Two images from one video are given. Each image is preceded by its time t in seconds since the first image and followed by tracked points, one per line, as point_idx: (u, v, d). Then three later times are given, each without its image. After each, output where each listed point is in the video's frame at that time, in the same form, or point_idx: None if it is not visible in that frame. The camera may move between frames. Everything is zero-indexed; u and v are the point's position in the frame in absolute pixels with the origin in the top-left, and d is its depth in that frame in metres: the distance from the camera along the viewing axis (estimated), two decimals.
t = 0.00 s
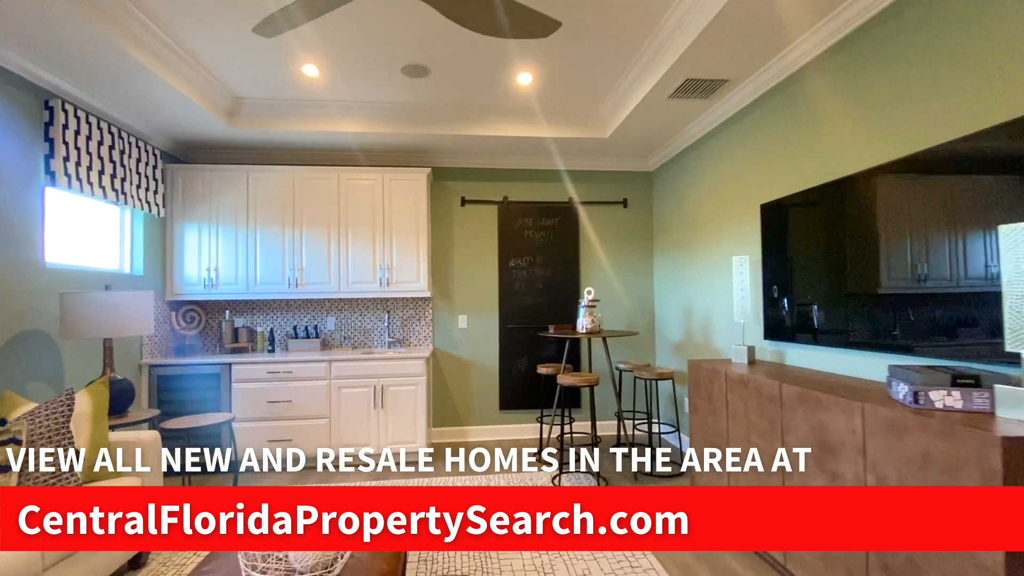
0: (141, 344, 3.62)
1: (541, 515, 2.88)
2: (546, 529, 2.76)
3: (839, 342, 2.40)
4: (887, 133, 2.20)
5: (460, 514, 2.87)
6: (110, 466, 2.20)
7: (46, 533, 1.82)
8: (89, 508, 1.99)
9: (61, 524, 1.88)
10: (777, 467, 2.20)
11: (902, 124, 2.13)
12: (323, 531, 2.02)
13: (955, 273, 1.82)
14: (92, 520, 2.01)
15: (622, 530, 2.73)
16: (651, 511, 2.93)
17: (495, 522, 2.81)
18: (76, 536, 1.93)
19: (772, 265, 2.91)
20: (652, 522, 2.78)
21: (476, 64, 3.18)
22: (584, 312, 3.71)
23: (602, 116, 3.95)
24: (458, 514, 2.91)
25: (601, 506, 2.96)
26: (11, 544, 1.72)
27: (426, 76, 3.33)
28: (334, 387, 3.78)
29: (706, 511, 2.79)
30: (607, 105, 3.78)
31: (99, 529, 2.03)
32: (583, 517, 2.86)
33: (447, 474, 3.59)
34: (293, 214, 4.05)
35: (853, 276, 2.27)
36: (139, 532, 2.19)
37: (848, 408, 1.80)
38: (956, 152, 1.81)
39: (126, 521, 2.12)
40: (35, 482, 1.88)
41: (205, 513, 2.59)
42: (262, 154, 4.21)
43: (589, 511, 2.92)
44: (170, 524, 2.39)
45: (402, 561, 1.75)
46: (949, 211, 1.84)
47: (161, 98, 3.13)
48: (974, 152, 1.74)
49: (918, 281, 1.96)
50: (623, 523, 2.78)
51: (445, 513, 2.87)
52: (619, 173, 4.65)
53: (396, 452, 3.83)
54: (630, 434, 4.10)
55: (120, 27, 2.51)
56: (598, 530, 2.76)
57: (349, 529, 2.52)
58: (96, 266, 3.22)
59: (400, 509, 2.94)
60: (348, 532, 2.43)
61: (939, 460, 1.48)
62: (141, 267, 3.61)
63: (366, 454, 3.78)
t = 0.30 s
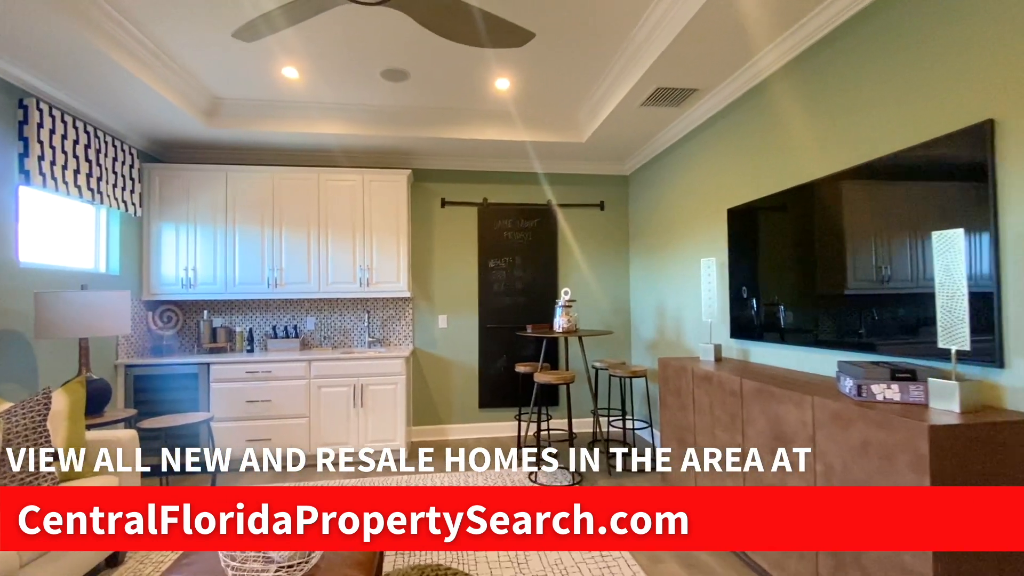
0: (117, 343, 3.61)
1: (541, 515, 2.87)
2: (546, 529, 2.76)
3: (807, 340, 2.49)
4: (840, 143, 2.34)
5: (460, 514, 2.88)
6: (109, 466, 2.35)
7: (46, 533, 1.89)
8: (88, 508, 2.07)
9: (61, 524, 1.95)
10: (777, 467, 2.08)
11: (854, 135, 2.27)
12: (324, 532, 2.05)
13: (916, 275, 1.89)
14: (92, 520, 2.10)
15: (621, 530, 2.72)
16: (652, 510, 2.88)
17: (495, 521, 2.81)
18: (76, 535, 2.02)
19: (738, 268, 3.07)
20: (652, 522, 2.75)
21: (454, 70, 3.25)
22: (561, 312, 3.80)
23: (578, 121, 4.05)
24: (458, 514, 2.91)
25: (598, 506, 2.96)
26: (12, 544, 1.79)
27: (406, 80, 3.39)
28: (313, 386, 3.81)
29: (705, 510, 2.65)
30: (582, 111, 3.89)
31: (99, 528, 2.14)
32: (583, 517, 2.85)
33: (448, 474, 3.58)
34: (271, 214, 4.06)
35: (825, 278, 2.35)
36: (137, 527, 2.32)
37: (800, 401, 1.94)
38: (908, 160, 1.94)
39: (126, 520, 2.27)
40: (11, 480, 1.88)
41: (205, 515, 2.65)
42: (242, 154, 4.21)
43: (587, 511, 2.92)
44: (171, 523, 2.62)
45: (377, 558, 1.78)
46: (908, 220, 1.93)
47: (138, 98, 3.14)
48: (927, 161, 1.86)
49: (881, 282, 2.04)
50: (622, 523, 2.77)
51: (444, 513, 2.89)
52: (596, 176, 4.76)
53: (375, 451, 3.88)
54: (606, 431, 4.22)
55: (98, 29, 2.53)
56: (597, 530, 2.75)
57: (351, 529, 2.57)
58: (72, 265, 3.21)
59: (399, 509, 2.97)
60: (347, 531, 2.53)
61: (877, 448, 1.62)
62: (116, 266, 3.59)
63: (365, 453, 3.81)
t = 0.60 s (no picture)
0: (101, 342, 3.61)
1: (541, 514, 2.90)
2: (546, 529, 2.77)
3: (790, 339, 2.52)
4: (811, 150, 2.45)
5: (461, 514, 2.91)
6: (110, 465, 2.43)
7: (46, 533, 1.98)
8: (88, 508, 2.16)
9: (61, 524, 2.05)
10: (777, 467, 2.01)
11: (823, 143, 2.38)
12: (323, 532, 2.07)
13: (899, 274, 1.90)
14: (91, 520, 2.20)
15: (621, 530, 2.73)
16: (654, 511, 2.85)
17: (495, 521, 2.83)
18: (74, 534, 2.12)
19: (717, 269, 3.18)
20: (652, 522, 2.75)
21: (441, 74, 3.32)
22: (545, 311, 3.87)
23: (563, 124, 4.14)
24: (459, 513, 2.94)
25: (601, 507, 2.98)
26: (11, 544, 1.85)
27: (393, 82, 3.44)
28: (300, 385, 3.84)
29: (704, 510, 2.57)
30: (567, 115, 3.98)
31: (99, 528, 2.30)
32: (583, 517, 2.88)
33: (451, 474, 3.56)
34: (258, 214, 4.08)
35: (802, 278, 2.42)
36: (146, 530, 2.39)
37: (769, 396, 2.05)
38: (873, 164, 2.04)
39: (124, 519, 2.43)
40: None
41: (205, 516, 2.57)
42: (229, 154, 4.22)
43: (588, 511, 2.95)
44: (171, 523, 2.71)
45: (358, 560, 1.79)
46: (870, 221, 2.04)
47: (124, 97, 3.15)
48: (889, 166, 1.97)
49: (857, 283, 2.09)
50: (623, 524, 2.79)
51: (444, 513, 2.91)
52: (580, 178, 4.85)
53: (361, 450, 3.92)
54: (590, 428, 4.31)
55: (85, 31, 2.56)
56: (598, 530, 2.76)
57: (350, 528, 2.65)
58: (57, 264, 3.22)
59: (399, 508, 2.98)
60: (346, 531, 2.60)
61: (835, 439, 1.73)
62: (101, 266, 3.59)
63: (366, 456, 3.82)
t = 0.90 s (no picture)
0: (90, 342, 3.60)
1: (541, 514, 2.92)
2: (546, 529, 2.80)
3: (775, 339, 2.58)
4: (795, 155, 2.52)
5: (460, 514, 2.93)
6: (110, 465, 2.47)
7: (46, 533, 2.03)
8: (87, 508, 2.19)
9: (60, 525, 2.09)
10: (777, 467, 1.96)
11: (807, 148, 2.45)
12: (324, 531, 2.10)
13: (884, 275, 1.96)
14: (90, 519, 2.22)
15: (621, 530, 2.76)
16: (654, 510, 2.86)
17: (495, 521, 2.86)
18: (74, 534, 2.17)
19: (704, 270, 3.25)
20: (652, 522, 2.74)
21: (432, 76, 3.35)
22: (535, 311, 3.91)
23: (554, 126, 4.18)
24: (459, 513, 2.97)
25: (601, 508, 3.02)
26: (11, 543, 1.90)
27: (384, 84, 3.46)
28: (290, 384, 3.85)
29: (703, 511, 2.49)
30: (557, 117, 4.02)
31: (99, 528, 2.34)
32: (583, 517, 2.91)
33: (446, 473, 3.58)
34: (249, 213, 4.08)
35: (790, 279, 2.47)
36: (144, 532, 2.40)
37: (750, 393, 2.11)
38: (854, 169, 2.10)
39: (124, 521, 2.49)
40: None
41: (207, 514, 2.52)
42: (219, 153, 4.22)
43: (588, 511, 2.99)
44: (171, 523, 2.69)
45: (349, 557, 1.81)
46: (851, 224, 2.10)
47: (116, 97, 3.15)
48: (872, 169, 2.02)
49: (842, 284, 2.14)
50: (623, 524, 2.81)
51: (444, 513, 2.94)
52: (570, 180, 4.90)
53: (352, 449, 3.94)
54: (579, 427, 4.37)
55: (77, 31, 2.57)
56: (598, 530, 2.79)
57: (351, 529, 2.65)
58: (46, 263, 3.21)
59: (399, 508, 3.01)
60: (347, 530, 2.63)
61: (812, 434, 1.79)
62: (90, 265, 3.58)
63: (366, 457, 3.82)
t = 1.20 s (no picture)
0: (83, 340, 3.59)
1: (541, 515, 2.94)
2: (546, 529, 2.82)
3: (765, 339, 2.62)
4: (786, 157, 2.56)
5: (460, 514, 2.94)
6: (109, 465, 2.54)
7: (47, 533, 2.08)
8: (88, 509, 2.27)
9: (60, 524, 2.15)
10: (777, 467, 1.93)
11: (796, 151, 2.48)
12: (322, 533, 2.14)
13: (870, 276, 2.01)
14: (91, 520, 2.30)
15: (621, 530, 2.76)
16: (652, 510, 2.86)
17: (495, 521, 2.87)
18: (74, 534, 2.23)
19: (696, 271, 3.28)
20: (652, 522, 2.73)
21: (426, 76, 3.36)
22: (528, 311, 3.93)
23: (547, 127, 4.21)
24: (459, 513, 2.98)
25: (601, 507, 3.02)
26: (11, 543, 1.93)
27: (379, 84, 3.47)
28: (284, 384, 3.85)
29: (696, 510, 2.50)
30: (551, 118, 4.05)
31: (99, 528, 2.37)
32: (583, 517, 2.92)
33: (440, 473, 3.59)
34: (242, 212, 4.08)
35: (781, 279, 2.51)
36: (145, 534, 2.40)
37: (739, 392, 2.14)
38: (844, 171, 2.14)
39: (126, 521, 2.53)
40: None
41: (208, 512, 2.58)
42: (213, 153, 4.21)
43: (588, 511, 3.00)
44: (172, 522, 2.65)
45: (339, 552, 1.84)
46: (841, 226, 2.13)
47: (109, 96, 3.15)
48: (862, 170, 2.06)
49: (832, 284, 2.18)
50: (622, 523, 2.81)
51: (444, 513, 2.95)
52: (564, 180, 4.93)
53: (346, 449, 3.95)
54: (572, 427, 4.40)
55: (70, 29, 2.57)
56: (598, 530, 2.80)
57: (351, 529, 2.68)
58: (39, 262, 3.21)
59: (399, 508, 3.02)
60: (348, 529, 2.68)
61: (798, 433, 1.82)
62: (82, 263, 3.57)
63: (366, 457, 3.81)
